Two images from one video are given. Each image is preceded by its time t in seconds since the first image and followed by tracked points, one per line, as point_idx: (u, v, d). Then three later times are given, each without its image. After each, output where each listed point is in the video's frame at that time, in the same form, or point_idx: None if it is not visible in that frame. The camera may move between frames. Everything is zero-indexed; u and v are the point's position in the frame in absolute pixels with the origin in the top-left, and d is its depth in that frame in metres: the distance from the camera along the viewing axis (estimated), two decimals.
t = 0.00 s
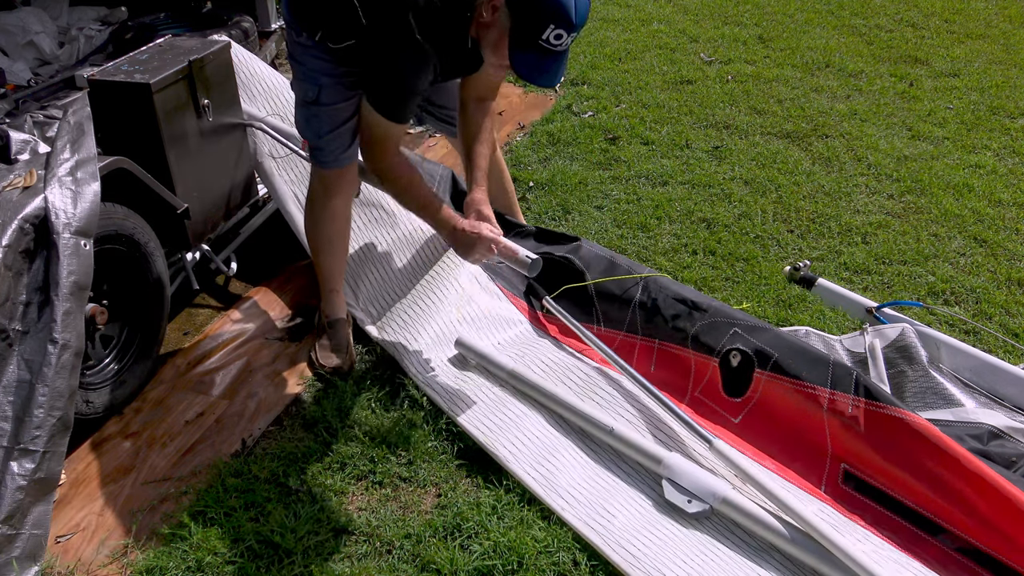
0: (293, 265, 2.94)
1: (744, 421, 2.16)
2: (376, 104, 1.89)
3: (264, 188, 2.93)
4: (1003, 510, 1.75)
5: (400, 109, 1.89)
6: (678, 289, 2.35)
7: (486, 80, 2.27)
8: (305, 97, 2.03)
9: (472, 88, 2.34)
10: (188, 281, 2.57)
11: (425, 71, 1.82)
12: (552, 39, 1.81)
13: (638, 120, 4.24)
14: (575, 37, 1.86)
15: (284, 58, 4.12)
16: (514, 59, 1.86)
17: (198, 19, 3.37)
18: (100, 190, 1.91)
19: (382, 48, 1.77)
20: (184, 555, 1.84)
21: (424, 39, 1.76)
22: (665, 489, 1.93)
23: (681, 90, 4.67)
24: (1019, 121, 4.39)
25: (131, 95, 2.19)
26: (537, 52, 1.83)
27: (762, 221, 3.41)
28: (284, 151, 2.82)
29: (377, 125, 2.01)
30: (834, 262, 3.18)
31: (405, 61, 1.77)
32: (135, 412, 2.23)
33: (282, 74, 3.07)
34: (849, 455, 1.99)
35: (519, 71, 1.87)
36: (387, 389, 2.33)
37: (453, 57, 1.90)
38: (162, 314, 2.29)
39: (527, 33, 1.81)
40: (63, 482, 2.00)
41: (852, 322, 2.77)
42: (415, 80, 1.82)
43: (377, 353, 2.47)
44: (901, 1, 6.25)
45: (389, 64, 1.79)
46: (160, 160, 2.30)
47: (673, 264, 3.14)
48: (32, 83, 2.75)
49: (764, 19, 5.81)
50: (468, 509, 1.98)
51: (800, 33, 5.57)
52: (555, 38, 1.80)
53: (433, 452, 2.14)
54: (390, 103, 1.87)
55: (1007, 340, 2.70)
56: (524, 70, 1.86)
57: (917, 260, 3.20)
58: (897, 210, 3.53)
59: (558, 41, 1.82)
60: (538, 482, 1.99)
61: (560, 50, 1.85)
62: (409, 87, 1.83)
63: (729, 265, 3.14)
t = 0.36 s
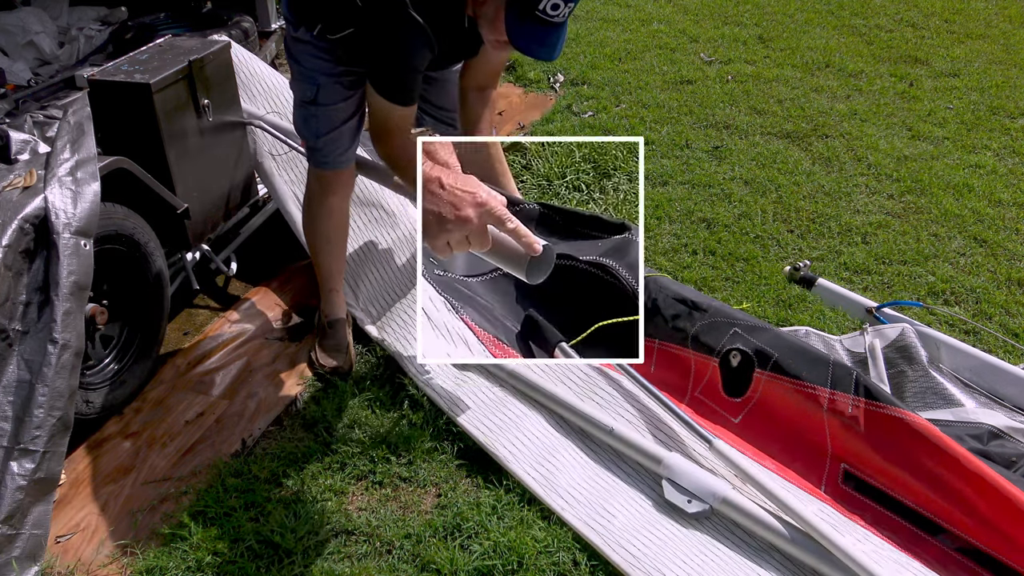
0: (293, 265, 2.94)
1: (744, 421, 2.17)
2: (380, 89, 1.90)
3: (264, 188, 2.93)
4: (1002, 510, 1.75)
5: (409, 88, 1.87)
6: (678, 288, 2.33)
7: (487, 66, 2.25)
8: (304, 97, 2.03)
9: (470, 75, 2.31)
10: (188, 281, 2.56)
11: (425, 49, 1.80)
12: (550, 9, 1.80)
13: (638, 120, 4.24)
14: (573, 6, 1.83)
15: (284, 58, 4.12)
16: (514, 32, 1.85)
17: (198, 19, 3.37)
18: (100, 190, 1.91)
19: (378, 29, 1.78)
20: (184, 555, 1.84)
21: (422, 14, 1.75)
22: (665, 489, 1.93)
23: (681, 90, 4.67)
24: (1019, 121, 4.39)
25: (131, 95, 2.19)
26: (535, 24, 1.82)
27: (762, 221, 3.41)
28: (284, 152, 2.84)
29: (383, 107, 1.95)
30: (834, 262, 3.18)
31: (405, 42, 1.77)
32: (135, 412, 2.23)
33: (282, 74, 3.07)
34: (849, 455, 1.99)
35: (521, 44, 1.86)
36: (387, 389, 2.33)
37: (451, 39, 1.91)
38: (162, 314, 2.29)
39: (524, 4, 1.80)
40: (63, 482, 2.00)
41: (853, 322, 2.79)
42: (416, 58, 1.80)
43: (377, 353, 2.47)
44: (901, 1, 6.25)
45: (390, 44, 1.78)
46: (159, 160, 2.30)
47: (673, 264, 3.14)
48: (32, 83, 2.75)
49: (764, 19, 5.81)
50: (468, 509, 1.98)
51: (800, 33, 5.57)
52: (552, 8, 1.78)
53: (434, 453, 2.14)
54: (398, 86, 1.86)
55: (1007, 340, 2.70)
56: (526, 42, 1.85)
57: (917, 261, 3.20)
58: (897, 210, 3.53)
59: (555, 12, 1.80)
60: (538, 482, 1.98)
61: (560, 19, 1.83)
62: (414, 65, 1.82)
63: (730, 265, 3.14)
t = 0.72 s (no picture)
0: (293, 265, 2.94)
1: (744, 421, 2.17)
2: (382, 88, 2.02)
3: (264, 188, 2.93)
4: (1002, 510, 1.75)
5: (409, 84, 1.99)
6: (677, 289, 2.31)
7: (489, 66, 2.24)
8: (304, 97, 2.03)
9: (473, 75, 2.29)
10: (188, 280, 2.56)
11: (422, 47, 1.91)
12: (549, 12, 1.82)
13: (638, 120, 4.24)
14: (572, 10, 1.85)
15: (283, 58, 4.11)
16: (510, 31, 1.89)
17: (198, 19, 3.37)
18: (100, 190, 1.91)
19: (378, 29, 1.89)
20: (184, 555, 1.85)
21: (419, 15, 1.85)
22: (665, 489, 1.93)
23: (680, 90, 4.67)
24: (1018, 122, 4.39)
25: (131, 95, 2.18)
26: (532, 26, 1.85)
27: (762, 221, 3.41)
28: (283, 152, 2.87)
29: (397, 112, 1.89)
30: (834, 262, 3.18)
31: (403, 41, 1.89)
32: (135, 412, 2.23)
33: (282, 74, 3.07)
34: (849, 455, 1.99)
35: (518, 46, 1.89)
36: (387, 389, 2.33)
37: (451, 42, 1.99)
38: (162, 314, 2.29)
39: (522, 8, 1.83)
40: (63, 481, 2.00)
41: (853, 322, 2.80)
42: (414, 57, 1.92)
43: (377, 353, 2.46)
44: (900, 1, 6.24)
45: (390, 44, 1.91)
46: (159, 160, 2.30)
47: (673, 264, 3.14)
48: (32, 83, 2.75)
49: (764, 19, 5.81)
50: (469, 509, 1.98)
51: (800, 33, 5.57)
52: (550, 12, 1.81)
53: (434, 453, 2.14)
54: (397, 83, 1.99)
55: (1007, 340, 2.70)
56: (522, 45, 1.89)
57: (917, 261, 3.20)
58: (897, 210, 3.53)
59: (553, 16, 1.83)
60: (538, 483, 1.98)
61: (557, 24, 1.86)
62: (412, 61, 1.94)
63: (730, 265, 3.14)
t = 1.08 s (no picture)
0: (293, 265, 2.94)
1: (744, 421, 2.17)
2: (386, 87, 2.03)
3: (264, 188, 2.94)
4: (1002, 510, 1.75)
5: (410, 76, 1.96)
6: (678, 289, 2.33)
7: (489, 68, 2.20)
8: (305, 97, 2.03)
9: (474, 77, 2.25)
10: (188, 281, 2.56)
11: (422, 48, 1.88)
12: (545, 9, 1.81)
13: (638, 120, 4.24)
14: (569, 6, 1.83)
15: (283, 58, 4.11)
16: (507, 30, 1.86)
17: (198, 19, 3.37)
18: (100, 190, 1.91)
19: (377, 28, 1.86)
20: (184, 555, 1.85)
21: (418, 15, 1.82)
22: (666, 489, 1.93)
23: (681, 90, 4.67)
24: (1019, 121, 4.39)
25: (131, 95, 2.19)
26: (529, 24, 1.83)
27: (762, 220, 3.41)
28: (284, 152, 2.87)
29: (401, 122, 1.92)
30: (834, 262, 3.18)
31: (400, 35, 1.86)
32: (135, 412, 2.23)
33: (282, 75, 3.07)
34: (848, 455, 1.99)
35: (515, 44, 1.86)
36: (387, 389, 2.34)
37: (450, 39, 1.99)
38: (162, 314, 2.29)
39: (518, 7, 1.81)
40: (63, 481, 2.00)
41: (852, 322, 2.79)
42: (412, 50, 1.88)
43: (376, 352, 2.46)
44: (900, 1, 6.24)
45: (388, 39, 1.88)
46: (159, 160, 2.30)
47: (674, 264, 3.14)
48: (32, 83, 2.75)
49: (764, 19, 5.81)
50: (468, 509, 1.98)
51: (800, 33, 5.57)
52: (547, 9, 1.80)
53: (434, 453, 2.14)
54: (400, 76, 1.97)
55: (1007, 340, 2.70)
56: (519, 43, 1.86)
57: (917, 261, 3.20)
58: (897, 210, 3.53)
59: (549, 13, 1.81)
60: (538, 483, 1.98)
61: (554, 21, 1.84)
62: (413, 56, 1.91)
63: (730, 265, 3.14)
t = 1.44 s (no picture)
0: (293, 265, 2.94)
1: (744, 421, 2.17)
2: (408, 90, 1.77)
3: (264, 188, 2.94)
4: (1001, 510, 1.75)
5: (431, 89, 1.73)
6: (678, 289, 2.37)
7: (493, 63, 2.32)
8: (307, 97, 2.03)
9: (479, 74, 2.40)
10: (188, 280, 2.56)
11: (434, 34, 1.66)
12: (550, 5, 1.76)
13: (638, 120, 4.24)
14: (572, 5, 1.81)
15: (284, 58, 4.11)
16: (511, 25, 1.80)
17: (198, 19, 3.37)
18: (100, 190, 1.91)
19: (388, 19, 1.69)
20: (184, 555, 1.84)
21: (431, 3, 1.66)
22: (666, 489, 1.93)
23: (681, 90, 4.67)
24: (1019, 121, 4.39)
25: (131, 95, 2.18)
26: (533, 20, 1.78)
27: (762, 220, 3.41)
28: (284, 151, 2.83)
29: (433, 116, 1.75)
30: (834, 262, 3.18)
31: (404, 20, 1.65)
32: (136, 412, 2.23)
33: (282, 74, 3.06)
34: (848, 455, 1.99)
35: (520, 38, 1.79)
36: (387, 389, 2.34)
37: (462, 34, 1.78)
38: (162, 314, 2.29)
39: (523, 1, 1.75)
40: (63, 482, 2.00)
41: (852, 322, 2.77)
42: (415, 32, 1.65)
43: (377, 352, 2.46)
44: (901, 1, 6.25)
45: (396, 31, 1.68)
46: (160, 160, 2.30)
47: (673, 264, 3.14)
48: (32, 83, 2.75)
49: (764, 19, 5.81)
50: (468, 509, 1.98)
51: (800, 33, 5.57)
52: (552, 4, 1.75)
53: (434, 453, 2.14)
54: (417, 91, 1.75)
55: (1007, 340, 2.70)
56: (524, 37, 1.80)
57: (917, 261, 3.20)
58: (897, 210, 3.53)
59: (554, 9, 1.77)
60: (538, 483, 1.98)
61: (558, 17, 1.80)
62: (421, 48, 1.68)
63: (729, 265, 3.14)
